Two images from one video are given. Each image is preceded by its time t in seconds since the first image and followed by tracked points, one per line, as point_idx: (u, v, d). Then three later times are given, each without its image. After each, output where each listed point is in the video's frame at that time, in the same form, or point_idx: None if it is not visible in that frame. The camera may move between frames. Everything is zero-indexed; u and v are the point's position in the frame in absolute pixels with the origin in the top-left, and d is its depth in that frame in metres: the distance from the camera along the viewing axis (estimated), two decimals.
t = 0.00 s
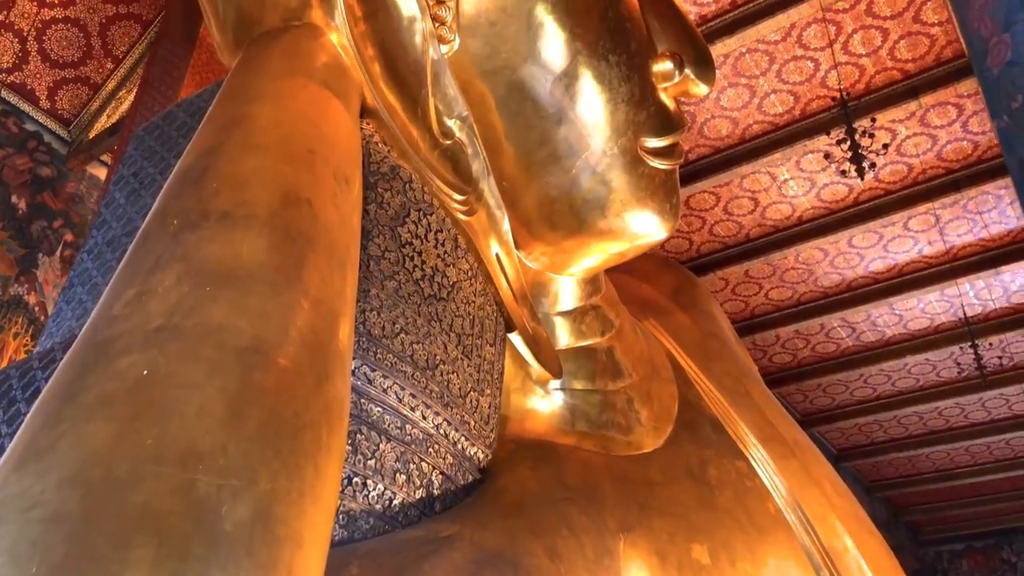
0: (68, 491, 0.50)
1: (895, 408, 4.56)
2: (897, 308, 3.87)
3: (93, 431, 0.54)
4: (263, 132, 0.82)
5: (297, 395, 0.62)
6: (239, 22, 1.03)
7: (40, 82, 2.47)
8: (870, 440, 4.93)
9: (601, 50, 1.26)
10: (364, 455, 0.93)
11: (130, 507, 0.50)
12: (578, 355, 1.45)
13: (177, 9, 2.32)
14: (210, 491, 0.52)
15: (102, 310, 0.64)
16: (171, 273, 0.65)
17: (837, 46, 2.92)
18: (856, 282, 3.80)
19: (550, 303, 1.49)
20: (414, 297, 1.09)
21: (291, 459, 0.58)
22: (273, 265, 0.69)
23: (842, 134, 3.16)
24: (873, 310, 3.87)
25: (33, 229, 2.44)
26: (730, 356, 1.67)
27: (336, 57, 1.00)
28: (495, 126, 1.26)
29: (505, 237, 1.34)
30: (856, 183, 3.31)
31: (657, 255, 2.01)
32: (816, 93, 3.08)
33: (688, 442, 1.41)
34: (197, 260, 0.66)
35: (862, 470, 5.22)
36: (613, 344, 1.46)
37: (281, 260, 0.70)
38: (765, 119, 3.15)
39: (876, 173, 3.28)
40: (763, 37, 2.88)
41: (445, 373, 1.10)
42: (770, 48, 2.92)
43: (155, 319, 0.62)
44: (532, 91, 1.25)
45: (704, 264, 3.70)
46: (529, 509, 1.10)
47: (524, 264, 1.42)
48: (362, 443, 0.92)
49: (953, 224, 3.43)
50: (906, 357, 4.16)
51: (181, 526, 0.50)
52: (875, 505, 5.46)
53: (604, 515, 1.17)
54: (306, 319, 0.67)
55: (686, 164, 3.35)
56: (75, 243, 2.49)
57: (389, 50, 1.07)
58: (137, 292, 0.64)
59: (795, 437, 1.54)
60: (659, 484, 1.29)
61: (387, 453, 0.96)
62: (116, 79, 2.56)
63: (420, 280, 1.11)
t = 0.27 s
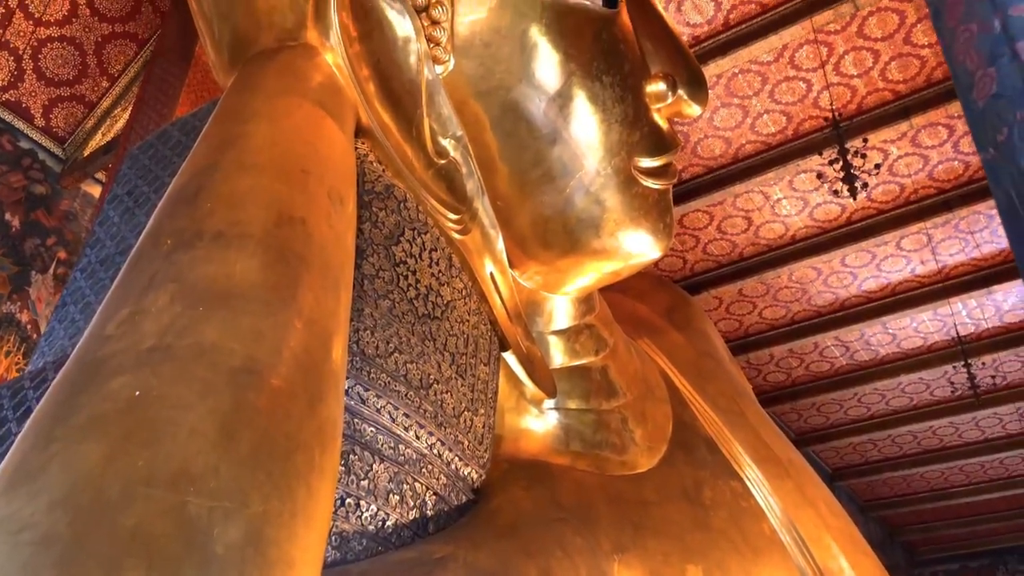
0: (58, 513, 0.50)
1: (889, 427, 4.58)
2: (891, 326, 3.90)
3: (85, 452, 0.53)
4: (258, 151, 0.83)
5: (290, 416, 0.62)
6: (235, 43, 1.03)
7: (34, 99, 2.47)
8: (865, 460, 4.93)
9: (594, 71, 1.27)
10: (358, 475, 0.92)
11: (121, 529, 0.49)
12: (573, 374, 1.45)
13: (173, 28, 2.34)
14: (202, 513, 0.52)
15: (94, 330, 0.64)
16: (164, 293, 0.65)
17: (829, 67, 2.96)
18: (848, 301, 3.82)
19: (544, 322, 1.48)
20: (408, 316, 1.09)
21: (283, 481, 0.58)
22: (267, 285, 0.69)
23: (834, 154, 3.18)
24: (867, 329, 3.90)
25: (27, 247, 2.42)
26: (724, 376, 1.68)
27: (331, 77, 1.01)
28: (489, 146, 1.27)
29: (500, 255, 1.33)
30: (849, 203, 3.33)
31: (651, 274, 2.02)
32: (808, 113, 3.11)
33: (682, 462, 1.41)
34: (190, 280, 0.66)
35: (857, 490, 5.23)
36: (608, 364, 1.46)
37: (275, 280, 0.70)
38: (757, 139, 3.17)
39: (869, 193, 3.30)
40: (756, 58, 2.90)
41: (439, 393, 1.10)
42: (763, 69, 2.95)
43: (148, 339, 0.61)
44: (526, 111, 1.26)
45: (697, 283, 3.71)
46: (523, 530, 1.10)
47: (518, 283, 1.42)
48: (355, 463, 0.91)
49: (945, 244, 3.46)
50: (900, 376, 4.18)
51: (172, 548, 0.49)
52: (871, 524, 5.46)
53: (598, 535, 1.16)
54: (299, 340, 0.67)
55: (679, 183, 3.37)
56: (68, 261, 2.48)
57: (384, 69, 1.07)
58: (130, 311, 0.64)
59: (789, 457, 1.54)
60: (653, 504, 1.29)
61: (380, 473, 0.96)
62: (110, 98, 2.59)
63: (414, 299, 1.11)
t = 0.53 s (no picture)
0: (50, 534, 0.49)
1: (886, 446, 4.58)
2: (886, 346, 3.92)
3: (79, 472, 0.53)
4: (256, 169, 0.83)
5: (286, 435, 0.62)
6: (233, 61, 1.05)
7: (32, 117, 2.49)
8: (862, 479, 4.93)
9: (591, 91, 1.27)
10: (352, 495, 0.92)
11: (114, 550, 0.49)
12: (569, 393, 1.44)
13: (172, 47, 2.35)
14: (195, 533, 0.52)
15: (90, 348, 0.64)
16: (160, 311, 0.65)
17: (824, 87, 2.99)
18: (844, 320, 3.83)
19: (541, 340, 1.48)
20: (404, 334, 1.08)
21: (277, 501, 0.58)
22: (263, 304, 0.69)
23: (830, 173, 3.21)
24: (863, 347, 3.92)
25: (23, 263, 2.43)
26: (721, 395, 1.67)
27: (328, 95, 1.02)
28: (485, 165, 1.28)
29: (496, 273, 1.32)
30: (844, 222, 3.35)
31: (647, 292, 2.02)
32: (804, 132, 3.13)
33: (679, 481, 1.41)
34: (186, 298, 0.66)
35: (854, 510, 5.22)
36: (604, 383, 1.46)
37: (270, 299, 0.70)
38: (753, 158, 3.20)
39: (864, 213, 3.33)
40: (751, 77, 2.94)
41: (435, 412, 1.10)
42: (758, 88, 2.98)
43: (143, 357, 0.61)
44: (523, 129, 1.27)
45: (693, 301, 3.73)
46: (518, 549, 1.09)
47: (515, 301, 1.42)
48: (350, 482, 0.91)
49: (941, 263, 3.48)
50: (897, 395, 4.19)
51: (165, 569, 0.49)
52: (867, 544, 5.45)
53: (594, 555, 1.16)
54: (295, 359, 0.67)
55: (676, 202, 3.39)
56: (64, 277, 2.48)
57: (382, 88, 1.07)
58: (126, 330, 0.64)
59: (786, 477, 1.53)
60: (650, 524, 1.28)
61: (375, 493, 0.95)
62: (108, 115, 2.61)
63: (410, 317, 1.11)
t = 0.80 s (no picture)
0: (46, 555, 0.49)
1: (886, 467, 4.58)
2: (885, 366, 3.94)
3: (75, 492, 0.53)
4: (255, 188, 0.83)
5: (283, 456, 0.62)
6: (232, 81, 1.06)
7: (32, 134, 2.51)
8: (862, 500, 4.93)
9: (590, 111, 1.28)
10: (350, 515, 0.92)
11: (109, 572, 0.48)
12: (568, 413, 1.44)
13: (172, 66, 2.36)
14: (192, 555, 0.51)
15: (87, 367, 0.64)
16: (158, 331, 0.65)
17: (821, 108, 3.02)
18: (844, 340, 3.85)
19: (539, 359, 1.48)
20: (402, 353, 1.08)
21: (273, 523, 0.58)
22: (262, 324, 0.69)
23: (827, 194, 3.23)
24: (862, 368, 3.93)
25: (22, 280, 2.41)
26: (721, 415, 1.67)
27: (328, 115, 1.02)
28: (484, 184, 1.28)
29: (494, 292, 1.33)
30: (842, 243, 3.38)
31: (645, 310, 2.01)
32: (802, 153, 3.17)
33: (678, 502, 1.40)
34: (184, 317, 0.66)
35: (854, 530, 5.21)
36: (602, 403, 1.46)
37: (269, 318, 0.70)
38: (751, 178, 3.23)
39: (863, 233, 3.36)
40: (749, 98, 2.96)
41: (433, 431, 1.09)
42: (756, 109, 3.01)
43: (141, 377, 0.61)
44: (521, 149, 1.27)
45: (692, 321, 3.75)
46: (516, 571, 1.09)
47: (513, 320, 1.42)
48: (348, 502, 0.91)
49: (939, 283, 3.50)
50: (896, 415, 4.20)
51: None
52: (868, 565, 5.44)
53: None
54: (293, 378, 0.67)
55: (675, 222, 3.41)
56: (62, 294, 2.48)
57: (381, 108, 1.08)
58: (124, 349, 0.64)
59: (785, 498, 1.53)
60: (648, 546, 1.27)
61: (373, 513, 0.95)
62: (108, 133, 2.66)
63: (408, 336, 1.11)
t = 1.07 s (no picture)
0: None
1: (886, 491, 4.57)
2: (885, 389, 3.94)
3: (72, 515, 0.52)
4: (255, 210, 0.83)
5: (281, 479, 0.62)
6: (233, 102, 1.08)
7: (34, 154, 2.52)
8: (863, 524, 4.91)
9: (589, 134, 1.28)
10: (348, 538, 0.91)
11: None
12: (567, 435, 1.43)
13: (174, 87, 2.38)
14: None
15: (86, 390, 0.64)
16: (157, 352, 0.65)
17: (820, 130, 3.06)
18: (844, 363, 3.87)
19: (539, 382, 1.48)
20: (401, 374, 1.08)
21: (271, 546, 0.57)
22: (262, 345, 0.69)
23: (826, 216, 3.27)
24: (862, 390, 3.94)
25: (21, 299, 2.43)
26: (720, 438, 1.66)
27: (329, 137, 1.03)
28: (484, 205, 1.29)
29: (494, 314, 1.32)
30: (842, 265, 3.42)
31: (643, 332, 2.01)
32: (801, 175, 3.20)
33: (678, 526, 1.39)
34: (184, 339, 0.66)
35: (855, 555, 5.19)
36: (602, 426, 1.46)
37: (268, 340, 0.70)
38: (751, 201, 3.27)
39: (862, 256, 3.38)
40: (748, 121, 3.00)
41: (431, 453, 1.09)
42: (756, 131, 3.05)
43: (140, 399, 0.61)
44: (521, 171, 1.27)
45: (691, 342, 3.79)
46: None
47: (513, 342, 1.42)
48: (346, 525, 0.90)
49: (939, 306, 3.51)
50: (897, 439, 4.20)
51: None
52: None
53: None
54: (291, 400, 0.67)
55: (674, 244, 3.44)
56: (62, 313, 2.48)
57: (381, 130, 1.09)
58: (122, 371, 0.64)
59: (784, 521, 1.52)
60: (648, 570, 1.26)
61: (371, 536, 0.94)
62: (110, 152, 2.66)
63: (407, 357, 1.10)
